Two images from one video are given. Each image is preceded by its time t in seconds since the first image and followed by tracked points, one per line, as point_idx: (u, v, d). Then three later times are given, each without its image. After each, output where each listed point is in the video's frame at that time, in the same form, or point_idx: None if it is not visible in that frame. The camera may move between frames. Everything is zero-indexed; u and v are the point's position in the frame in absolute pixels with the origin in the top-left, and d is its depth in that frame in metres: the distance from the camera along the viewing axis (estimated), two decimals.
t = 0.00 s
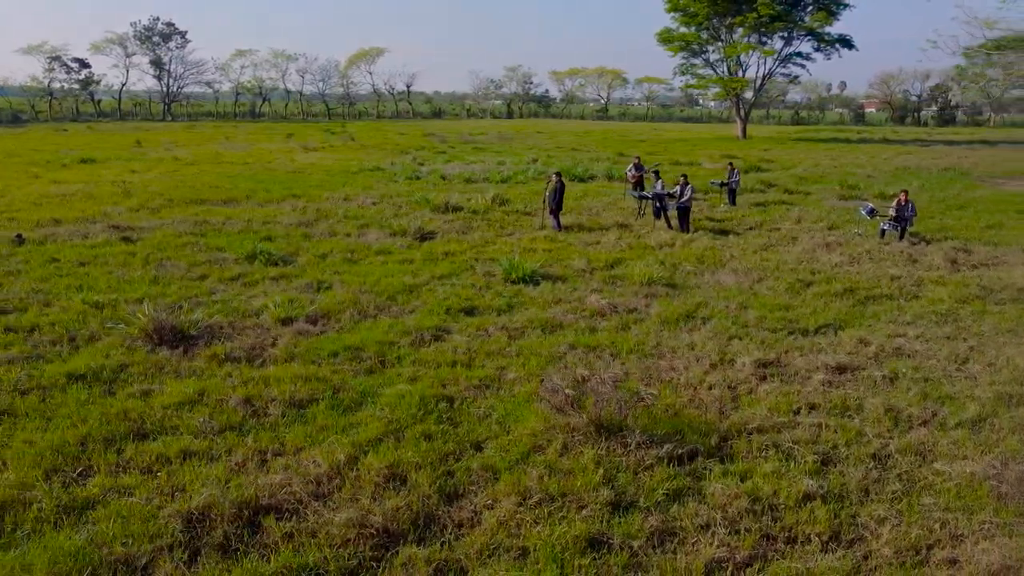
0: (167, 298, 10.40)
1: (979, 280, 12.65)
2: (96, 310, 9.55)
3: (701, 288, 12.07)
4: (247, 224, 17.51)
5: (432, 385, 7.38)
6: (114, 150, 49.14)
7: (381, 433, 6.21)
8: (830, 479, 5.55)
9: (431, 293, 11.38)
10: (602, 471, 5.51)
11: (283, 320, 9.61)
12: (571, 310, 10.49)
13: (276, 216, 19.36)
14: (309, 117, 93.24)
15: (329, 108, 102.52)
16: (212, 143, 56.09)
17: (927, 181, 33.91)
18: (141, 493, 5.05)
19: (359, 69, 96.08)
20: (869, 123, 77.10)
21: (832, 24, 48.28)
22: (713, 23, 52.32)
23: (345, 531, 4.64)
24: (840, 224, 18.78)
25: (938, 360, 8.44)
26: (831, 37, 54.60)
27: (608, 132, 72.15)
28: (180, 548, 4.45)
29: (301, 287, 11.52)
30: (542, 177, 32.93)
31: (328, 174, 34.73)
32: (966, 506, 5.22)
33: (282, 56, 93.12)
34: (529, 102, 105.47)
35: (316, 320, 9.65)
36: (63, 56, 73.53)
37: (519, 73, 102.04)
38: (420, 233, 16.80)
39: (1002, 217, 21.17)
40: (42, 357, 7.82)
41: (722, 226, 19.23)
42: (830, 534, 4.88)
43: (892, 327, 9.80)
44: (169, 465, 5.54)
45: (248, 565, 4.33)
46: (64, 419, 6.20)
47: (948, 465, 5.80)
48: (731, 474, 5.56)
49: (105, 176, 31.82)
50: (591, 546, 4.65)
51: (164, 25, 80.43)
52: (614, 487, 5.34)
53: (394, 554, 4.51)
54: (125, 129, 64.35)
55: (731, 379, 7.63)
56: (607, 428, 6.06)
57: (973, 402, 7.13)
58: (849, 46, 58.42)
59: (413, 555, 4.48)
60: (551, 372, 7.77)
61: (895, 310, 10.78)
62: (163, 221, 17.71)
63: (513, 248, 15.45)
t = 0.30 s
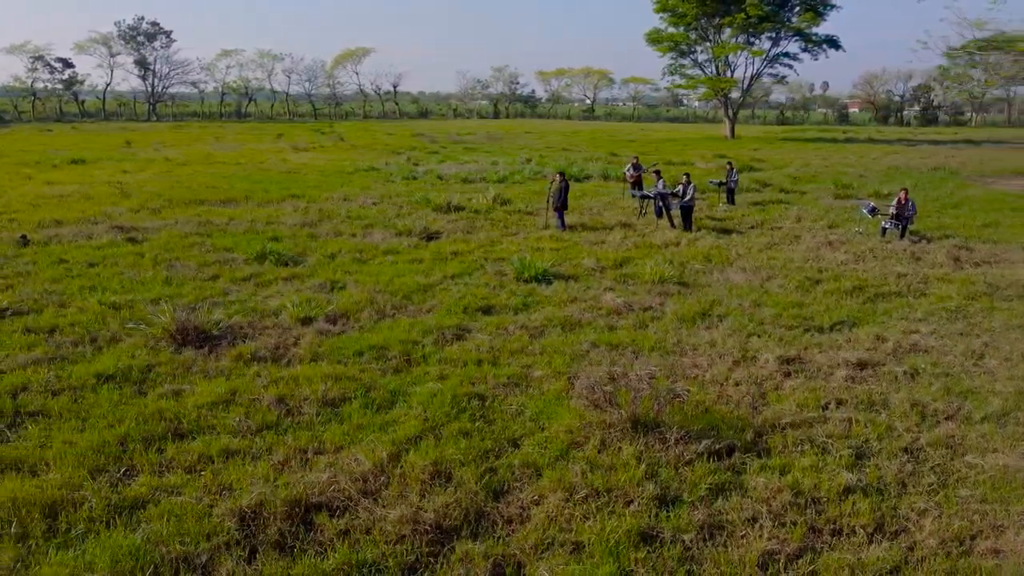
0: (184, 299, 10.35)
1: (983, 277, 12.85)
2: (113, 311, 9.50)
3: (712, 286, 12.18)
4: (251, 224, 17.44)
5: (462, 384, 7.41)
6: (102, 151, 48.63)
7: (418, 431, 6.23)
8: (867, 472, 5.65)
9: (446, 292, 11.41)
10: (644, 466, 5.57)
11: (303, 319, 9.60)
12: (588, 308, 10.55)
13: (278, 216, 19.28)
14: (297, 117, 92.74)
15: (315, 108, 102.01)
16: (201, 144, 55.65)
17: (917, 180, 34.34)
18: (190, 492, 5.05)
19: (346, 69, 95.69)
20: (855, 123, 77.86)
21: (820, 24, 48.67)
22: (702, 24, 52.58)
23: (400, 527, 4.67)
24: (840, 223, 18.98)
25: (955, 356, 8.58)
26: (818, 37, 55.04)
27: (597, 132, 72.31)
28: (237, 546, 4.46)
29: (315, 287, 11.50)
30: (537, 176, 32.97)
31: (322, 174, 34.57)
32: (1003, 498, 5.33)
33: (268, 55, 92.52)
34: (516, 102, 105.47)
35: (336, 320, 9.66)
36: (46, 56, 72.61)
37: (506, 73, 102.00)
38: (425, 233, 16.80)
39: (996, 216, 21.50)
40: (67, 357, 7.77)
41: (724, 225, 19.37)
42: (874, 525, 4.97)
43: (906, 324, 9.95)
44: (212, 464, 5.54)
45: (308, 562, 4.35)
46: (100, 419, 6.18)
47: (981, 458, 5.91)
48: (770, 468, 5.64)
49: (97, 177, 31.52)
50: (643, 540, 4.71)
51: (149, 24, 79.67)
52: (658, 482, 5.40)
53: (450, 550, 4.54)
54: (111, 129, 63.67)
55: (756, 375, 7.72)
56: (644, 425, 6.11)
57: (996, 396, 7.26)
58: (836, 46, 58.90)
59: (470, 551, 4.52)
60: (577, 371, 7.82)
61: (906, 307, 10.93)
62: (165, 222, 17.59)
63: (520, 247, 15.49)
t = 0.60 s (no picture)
0: (204, 298, 10.34)
1: (990, 274, 13.03)
2: (134, 311, 9.47)
3: (724, 284, 12.29)
4: (256, 225, 17.38)
5: (493, 382, 7.44)
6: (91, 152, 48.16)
7: (457, 428, 6.28)
8: (905, 465, 5.73)
9: (462, 291, 11.44)
10: (687, 461, 5.64)
11: (325, 318, 9.61)
12: (606, 306, 10.63)
13: (282, 217, 19.23)
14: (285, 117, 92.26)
15: (304, 108, 101.45)
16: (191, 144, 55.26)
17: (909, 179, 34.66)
18: (241, 490, 5.08)
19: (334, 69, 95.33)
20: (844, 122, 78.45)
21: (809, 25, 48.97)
22: (692, 24, 52.77)
23: (456, 523, 4.72)
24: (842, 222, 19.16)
25: (972, 351, 8.72)
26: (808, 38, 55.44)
27: (588, 132, 72.40)
28: (298, 543, 4.49)
29: (332, 286, 11.51)
30: (534, 176, 33.01)
31: (318, 174, 34.42)
32: None
33: (256, 55, 91.97)
34: (505, 102, 105.45)
35: (357, 319, 9.67)
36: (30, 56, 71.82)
37: (494, 73, 101.82)
38: (432, 233, 16.81)
39: (992, 214, 21.79)
40: (97, 357, 7.75)
41: (726, 223, 19.51)
42: (918, 517, 5.06)
43: (920, 321, 10.09)
44: (258, 462, 5.56)
45: (369, 559, 4.38)
46: (140, 419, 6.19)
47: (1013, 451, 6.02)
48: (809, 462, 5.73)
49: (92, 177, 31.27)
50: (696, 534, 4.77)
51: (134, 24, 78.93)
52: (701, 476, 5.47)
53: (507, 545, 4.58)
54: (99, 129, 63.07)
55: (782, 371, 7.81)
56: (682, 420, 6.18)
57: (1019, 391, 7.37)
58: (825, 46, 59.29)
59: (528, 546, 4.56)
60: (605, 369, 7.88)
61: (918, 304, 11.09)
62: (168, 223, 17.50)
63: (529, 247, 15.53)
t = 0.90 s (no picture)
0: (225, 298, 10.33)
1: (998, 272, 13.20)
2: (158, 311, 9.47)
3: (739, 282, 12.39)
4: (264, 225, 17.35)
5: (526, 380, 7.49)
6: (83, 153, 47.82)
7: (499, 425, 6.32)
8: (945, 458, 5.83)
9: (481, 290, 11.48)
10: (731, 456, 5.71)
11: (349, 317, 9.63)
12: (626, 305, 10.69)
13: (288, 216, 19.20)
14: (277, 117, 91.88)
15: (294, 108, 101.01)
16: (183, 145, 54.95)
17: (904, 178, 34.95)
18: (295, 487, 5.10)
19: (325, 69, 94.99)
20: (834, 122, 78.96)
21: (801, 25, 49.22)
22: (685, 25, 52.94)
23: (514, 518, 4.76)
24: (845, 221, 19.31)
25: (993, 347, 8.85)
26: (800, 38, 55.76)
27: (581, 132, 72.50)
28: (360, 539, 4.52)
29: (351, 286, 11.53)
30: (534, 176, 33.05)
31: (315, 174, 34.31)
32: None
33: (246, 55, 91.53)
34: (495, 102, 105.42)
35: (381, 318, 9.69)
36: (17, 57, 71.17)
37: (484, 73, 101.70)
38: (441, 232, 16.82)
39: (991, 213, 22.02)
40: (128, 357, 7.75)
41: (731, 222, 19.63)
42: (964, 509, 5.14)
43: (937, 318, 10.22)
44: (307, 459, 5.59)
45: (433, 553, 4.42)
46: (182, 418, 6.20)
47: None
48: (850, 456, 5.81)
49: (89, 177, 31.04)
50: (749, 527, 4.84)
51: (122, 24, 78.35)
52: (747, 470, 5.54)
53: (566, 539, 4.63)
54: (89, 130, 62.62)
55: (810, 368, 7.90)
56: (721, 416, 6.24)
57: None
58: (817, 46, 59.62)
59: (588, 540, 4.61)
60: (634, 366, 7.94)
61: (932, 301, 11.22)
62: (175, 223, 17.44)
63: (540, 246, 15.57)
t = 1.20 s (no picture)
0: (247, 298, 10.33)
1: (1007, 269, 13.35)
2: (183, 311, 9.46)
3: (755, 280, 12.48)
4: (272, 225, 17.32)
5: (559, 377, 7.54)
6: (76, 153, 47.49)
7: (540, 421, 6.38)
8: (983, 451, 5.92)
9: (500, 289, 11.52)
10: (774, 450, 5.79)
11: (374, 316, 9.66)
12: (646, 303, 10.76)
13: (295, 216, 19.17)
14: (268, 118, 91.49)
15: (286, 109, 100.60)
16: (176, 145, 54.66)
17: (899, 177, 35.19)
18: (350, 483, 5.15)
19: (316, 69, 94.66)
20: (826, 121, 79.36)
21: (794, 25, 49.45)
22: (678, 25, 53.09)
23: (571, 512, 4.82)
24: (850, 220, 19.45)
25: (1013, 343, 8.97)
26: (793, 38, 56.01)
27: (575, 132, 72.56)
28: (423, 534, 4.57)
29: (370, 285, 11.55)
30: (533, 176, 33.09)
31: (314, 174, 34.22)
32: None
33: (237, 55, 91.17)
34: (485, 102, 105.34)
35: (405, 317, 9.73)
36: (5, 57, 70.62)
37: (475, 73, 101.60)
38: (451, 232, 16.84)
39: (990, 211, 22.24)
40: (161, 356, 7.76)
41: (737, 221, 19.74)
42: (1007, 501, 5.24)
43: (954, 314, 10.34)
44: (356, 456, 5.63)
45: (497, 546, 4.48)
46: (225, 416, 6.23)
47: None
48: (890, 450, 5.90)
49: (87, 178, 30.84)
50: (802, 519, 4.92)
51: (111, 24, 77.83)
52: (792, 464, 5.62)
53: (625, 532, 4.69)
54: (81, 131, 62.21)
55: (838, 364, 7.99)
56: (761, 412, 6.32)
57: None
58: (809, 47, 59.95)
59: (646, 532, 4.68)
60: (664, 363, 8.01)
61: (947, 298, 11.35)
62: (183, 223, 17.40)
63: (551, 245, 15.63)
